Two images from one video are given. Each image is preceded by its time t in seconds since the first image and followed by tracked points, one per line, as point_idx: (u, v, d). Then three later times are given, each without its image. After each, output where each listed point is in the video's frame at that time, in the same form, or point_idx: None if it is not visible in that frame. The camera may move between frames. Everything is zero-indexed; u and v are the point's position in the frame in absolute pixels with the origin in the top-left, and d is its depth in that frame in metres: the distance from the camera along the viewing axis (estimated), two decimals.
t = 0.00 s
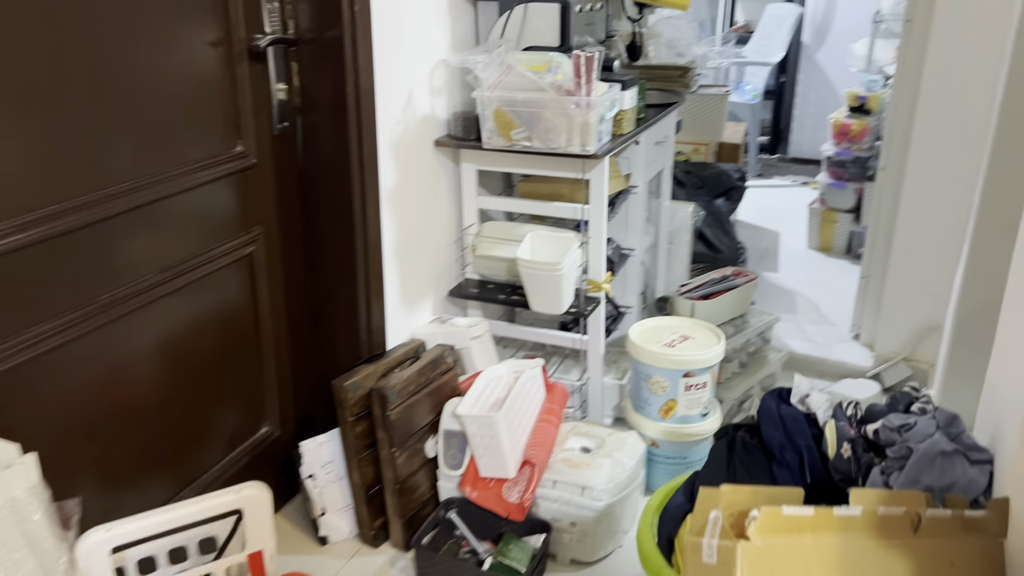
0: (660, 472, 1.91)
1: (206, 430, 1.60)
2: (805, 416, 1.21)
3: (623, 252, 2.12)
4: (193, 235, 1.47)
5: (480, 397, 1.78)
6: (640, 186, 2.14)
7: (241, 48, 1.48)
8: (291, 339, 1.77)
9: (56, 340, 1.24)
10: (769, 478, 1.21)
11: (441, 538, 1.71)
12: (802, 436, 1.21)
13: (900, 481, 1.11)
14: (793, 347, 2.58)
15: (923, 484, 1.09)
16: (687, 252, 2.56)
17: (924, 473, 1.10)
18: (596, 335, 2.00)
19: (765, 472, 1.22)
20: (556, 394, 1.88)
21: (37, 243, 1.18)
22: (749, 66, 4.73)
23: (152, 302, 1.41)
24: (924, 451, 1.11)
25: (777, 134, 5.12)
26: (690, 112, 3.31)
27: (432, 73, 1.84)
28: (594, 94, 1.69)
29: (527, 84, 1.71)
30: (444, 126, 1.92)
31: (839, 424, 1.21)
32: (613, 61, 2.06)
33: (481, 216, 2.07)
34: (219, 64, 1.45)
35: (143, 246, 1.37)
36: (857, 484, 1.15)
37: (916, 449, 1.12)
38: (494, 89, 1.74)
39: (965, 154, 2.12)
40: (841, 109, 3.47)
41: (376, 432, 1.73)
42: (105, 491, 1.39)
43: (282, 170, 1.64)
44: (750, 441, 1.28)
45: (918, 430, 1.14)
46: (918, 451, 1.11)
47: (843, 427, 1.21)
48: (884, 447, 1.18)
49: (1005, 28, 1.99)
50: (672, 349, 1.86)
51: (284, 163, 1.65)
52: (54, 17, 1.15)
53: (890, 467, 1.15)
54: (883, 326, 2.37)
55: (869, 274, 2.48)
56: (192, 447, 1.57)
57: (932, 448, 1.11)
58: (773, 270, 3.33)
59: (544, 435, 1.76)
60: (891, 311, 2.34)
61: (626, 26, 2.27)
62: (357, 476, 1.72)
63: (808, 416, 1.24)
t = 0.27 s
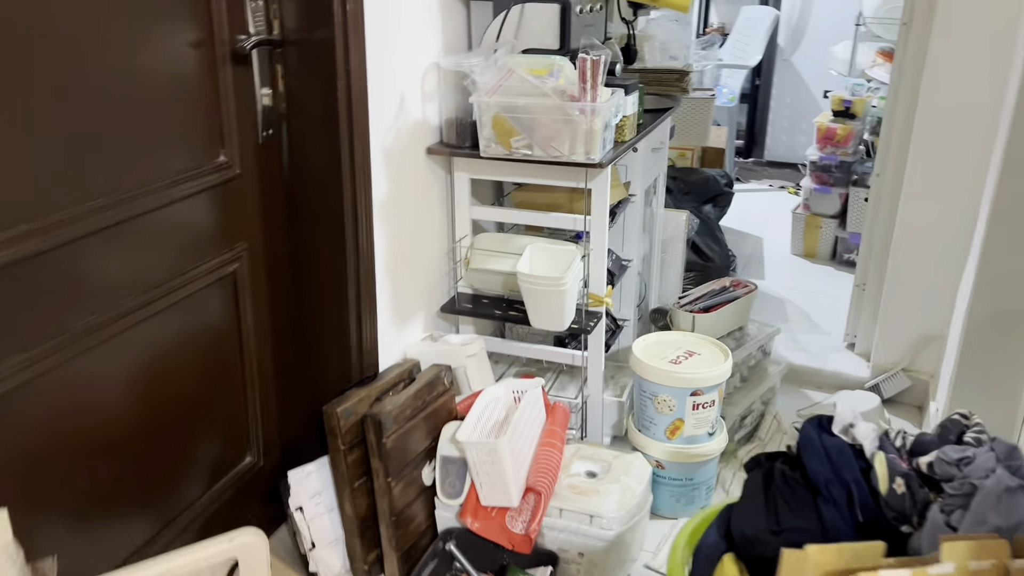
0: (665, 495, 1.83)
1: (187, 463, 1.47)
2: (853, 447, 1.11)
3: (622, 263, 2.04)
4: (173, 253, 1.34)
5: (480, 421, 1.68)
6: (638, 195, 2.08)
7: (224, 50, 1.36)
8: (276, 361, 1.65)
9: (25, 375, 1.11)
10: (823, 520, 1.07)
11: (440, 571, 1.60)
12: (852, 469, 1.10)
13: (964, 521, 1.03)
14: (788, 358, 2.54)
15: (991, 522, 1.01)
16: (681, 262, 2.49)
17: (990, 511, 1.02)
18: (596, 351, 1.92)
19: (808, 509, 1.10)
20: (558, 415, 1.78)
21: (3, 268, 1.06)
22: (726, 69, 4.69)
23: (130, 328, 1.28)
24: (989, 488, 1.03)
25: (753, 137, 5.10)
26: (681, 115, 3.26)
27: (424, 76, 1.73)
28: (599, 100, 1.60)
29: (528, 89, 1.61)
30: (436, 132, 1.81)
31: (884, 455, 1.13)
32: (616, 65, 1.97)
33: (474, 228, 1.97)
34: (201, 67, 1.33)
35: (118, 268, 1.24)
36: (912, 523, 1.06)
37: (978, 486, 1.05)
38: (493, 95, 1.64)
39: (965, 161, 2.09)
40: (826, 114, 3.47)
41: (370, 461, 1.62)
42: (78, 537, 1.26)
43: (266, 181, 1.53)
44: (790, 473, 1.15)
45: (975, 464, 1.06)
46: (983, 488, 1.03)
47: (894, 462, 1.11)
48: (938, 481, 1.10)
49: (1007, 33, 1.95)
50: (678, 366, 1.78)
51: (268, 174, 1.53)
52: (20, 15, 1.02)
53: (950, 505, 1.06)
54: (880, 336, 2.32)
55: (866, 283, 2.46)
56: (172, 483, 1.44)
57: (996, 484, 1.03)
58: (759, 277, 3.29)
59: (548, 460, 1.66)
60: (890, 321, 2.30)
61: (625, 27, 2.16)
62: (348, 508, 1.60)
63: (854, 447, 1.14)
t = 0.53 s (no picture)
0: (655, 510, 1.80)
1: (162, 490, 1.39)
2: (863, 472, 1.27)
3: (608, 273, 2.01)
4: (146, 269, 1.27)
5: (467, 438, 1.63)
6: (624, 204, 2.05)
7: (201, 55, 1.29)
8: (255, 379, 1.58)
9: None
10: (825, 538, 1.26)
11: None
12: (861, 493, 1.26)
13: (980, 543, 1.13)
14: (771, 367, 2.53)
15: (1012, 548, 1.06)
16: (662, 271, 2.47)
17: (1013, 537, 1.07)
18: (582, 364, 1.88)
19: (823, 536, 1.26)
20: (545, 431, 1.73)
21: None
22: (697, 74, 4.69)
23: (102, 349, 1.21)
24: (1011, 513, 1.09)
25: (723, 142, 5.11)
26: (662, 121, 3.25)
27: (406, 82, 1.67)
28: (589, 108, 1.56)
29: (517, 96, 1.57)
30: (418, 140, 1.76)
31: (902, 480, 1.27)
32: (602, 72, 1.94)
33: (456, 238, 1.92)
34: (176, 73, 1.26)
35: (89, 286, 1.17)
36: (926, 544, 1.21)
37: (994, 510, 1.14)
38: (480, 102, 1.59)
39: (947, 169, 2.09)
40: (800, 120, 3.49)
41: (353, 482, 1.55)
42: None
43: (243, 192, 1.46)
44: (800, 496, 1.32)
45: (993, 487, 1.17)
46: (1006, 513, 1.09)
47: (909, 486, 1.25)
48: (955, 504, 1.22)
49: (988, 43, 1.97)
50: (667, 379, 1.75)
51: (246, 185, 1.46)
52: None
53: (969, 528, 1.16)
54: (863, 344, 2.32)
55: (846, 290, 2.46)
56: (147, 511, 1.36)
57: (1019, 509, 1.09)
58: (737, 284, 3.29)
59: (538, 478, 1.61)
60: (872, 329, 2.30)
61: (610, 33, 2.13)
62: (331, 531, 1.53)
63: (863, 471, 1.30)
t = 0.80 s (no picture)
0: (626, 518, 1.81)
1: (130, 507, 1.37)
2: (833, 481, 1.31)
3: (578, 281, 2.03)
4: (113, 284, 1.25)
5: (439, 449, 1.62)
6: (593, 213, 2.07)
7: (169, 67, 1.28)
8: (224, 393, 1.56)
9: None
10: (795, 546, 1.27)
11: None
12: (830, 502, 1.30)
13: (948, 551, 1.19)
14: (738, 372, 2.57)
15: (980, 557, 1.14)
16: (631, 278, 2.48)
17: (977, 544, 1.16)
18: (553, 372, 1.89)
19: (793, 546, 1.28)
20: (517, 440, 1.74)
21: None
22: (662, 81, 4.74)
23: (69, 367, 1.19)
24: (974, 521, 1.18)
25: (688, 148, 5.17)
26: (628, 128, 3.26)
27: (376, 93, 1.67)
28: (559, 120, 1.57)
29: (488, 108, 1.58)
30: (389, 151, 1.76)
31: (870, 489, 1.31)
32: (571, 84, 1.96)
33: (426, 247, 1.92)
34: (144, 85, 1.24)
35: (56, 302, 1.15)
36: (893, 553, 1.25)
37: (962, 519, 1.20)
38: (450, 113, 1.59)
39: (907, 179, 2.15)
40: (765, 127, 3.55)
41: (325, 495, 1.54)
42: None
43: (213, 204, 1.44)
44: (771, 507, 1.34)
45: (958, 497, 1.22)
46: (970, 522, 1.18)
47: (876, 494, 1.30)
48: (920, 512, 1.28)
49: (946, 56, 2.03)
50: (638, 388, 1.76)
51: (215, 197, 1.44)
52: None
53: (934, 536, 1.22)
54: (828, 349, 2.37)
55: (811, 296, 2.51)
56: (115, 529, 1.34)
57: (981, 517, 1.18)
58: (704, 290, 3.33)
59: (510, 488, 1.61)
60: (836, 335, 2.35)
61: (580, 44, 2.13)
62: (302, 545, 1.52)
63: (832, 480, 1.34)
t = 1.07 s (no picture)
0: (606, 519, 1.84)
1: (116, 514, 1.37)
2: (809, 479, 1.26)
3: (558, 286, 2.06)
4: (99, 291, 1.27)
5: (422, 454, 1.64)
6: (572, 220, 2.11)
7: (153, 77, 1.30)
8: (207, 399, 1.57)
9: None
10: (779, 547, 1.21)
11: None
12: (807, 500, 1.25)
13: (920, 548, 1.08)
14: (713, 375, 2.62)
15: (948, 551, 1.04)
16: (609, 282, 2.52)
17: (946, 540, 1.05)
18: (534, 377, 1.92)
19: (771, 544, 1.23)
20: (499, 444, 1.76)
21: None
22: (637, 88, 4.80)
23: (55, 374, 1.20)
24: (944, 515, 1.07)
25: (663, 154, 5.24)
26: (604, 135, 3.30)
27: (358, 101, 1.69)
28: (539, 129, 1.60)
29: (469, 117, 1.60)
30: (371, 158, 1.78)
31: (845, 488, 1.26)
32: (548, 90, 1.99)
33: (408, 254, 1.94)
34: (128, 95, 1.26)
35: (43, 311, 1.16)
36: (868, 551, 1.19)
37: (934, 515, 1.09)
38: (432, 121, 1.61)
39: (876, 186, 2.21)
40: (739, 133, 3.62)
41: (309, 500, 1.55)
42: None
43: (197, 213, 1.46)
44: (750, 506, 1.30)
45: (930, 493, 1.13)
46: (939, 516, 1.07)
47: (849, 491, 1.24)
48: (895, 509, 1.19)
49: (914, 66, 2.09)
50: (617, 391, 1.79)
51: (198, 204, 1.46)
52: None
53: (908, 534, 1.11)
54: (802, 352, 2.43)
55: (785, 300, 2.57)
56: (101, 536, 1.34)
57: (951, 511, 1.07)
58: (679, 294, 3.39)
59: (493, 491, 1.63)
60: (809, 337, 2.40)
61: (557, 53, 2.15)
62: (287, 550, 1.53)
63: (809, 479, 1.30)
